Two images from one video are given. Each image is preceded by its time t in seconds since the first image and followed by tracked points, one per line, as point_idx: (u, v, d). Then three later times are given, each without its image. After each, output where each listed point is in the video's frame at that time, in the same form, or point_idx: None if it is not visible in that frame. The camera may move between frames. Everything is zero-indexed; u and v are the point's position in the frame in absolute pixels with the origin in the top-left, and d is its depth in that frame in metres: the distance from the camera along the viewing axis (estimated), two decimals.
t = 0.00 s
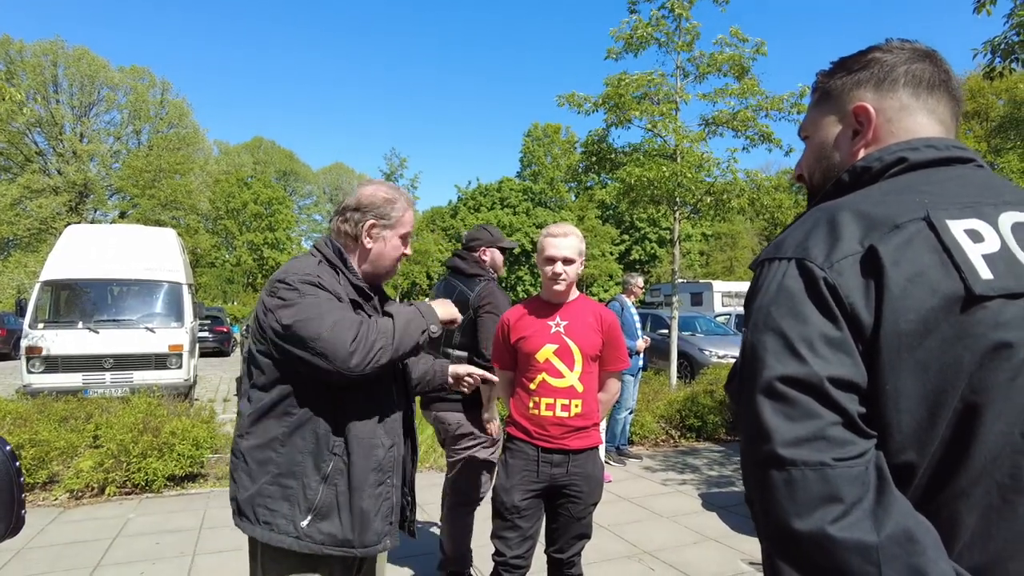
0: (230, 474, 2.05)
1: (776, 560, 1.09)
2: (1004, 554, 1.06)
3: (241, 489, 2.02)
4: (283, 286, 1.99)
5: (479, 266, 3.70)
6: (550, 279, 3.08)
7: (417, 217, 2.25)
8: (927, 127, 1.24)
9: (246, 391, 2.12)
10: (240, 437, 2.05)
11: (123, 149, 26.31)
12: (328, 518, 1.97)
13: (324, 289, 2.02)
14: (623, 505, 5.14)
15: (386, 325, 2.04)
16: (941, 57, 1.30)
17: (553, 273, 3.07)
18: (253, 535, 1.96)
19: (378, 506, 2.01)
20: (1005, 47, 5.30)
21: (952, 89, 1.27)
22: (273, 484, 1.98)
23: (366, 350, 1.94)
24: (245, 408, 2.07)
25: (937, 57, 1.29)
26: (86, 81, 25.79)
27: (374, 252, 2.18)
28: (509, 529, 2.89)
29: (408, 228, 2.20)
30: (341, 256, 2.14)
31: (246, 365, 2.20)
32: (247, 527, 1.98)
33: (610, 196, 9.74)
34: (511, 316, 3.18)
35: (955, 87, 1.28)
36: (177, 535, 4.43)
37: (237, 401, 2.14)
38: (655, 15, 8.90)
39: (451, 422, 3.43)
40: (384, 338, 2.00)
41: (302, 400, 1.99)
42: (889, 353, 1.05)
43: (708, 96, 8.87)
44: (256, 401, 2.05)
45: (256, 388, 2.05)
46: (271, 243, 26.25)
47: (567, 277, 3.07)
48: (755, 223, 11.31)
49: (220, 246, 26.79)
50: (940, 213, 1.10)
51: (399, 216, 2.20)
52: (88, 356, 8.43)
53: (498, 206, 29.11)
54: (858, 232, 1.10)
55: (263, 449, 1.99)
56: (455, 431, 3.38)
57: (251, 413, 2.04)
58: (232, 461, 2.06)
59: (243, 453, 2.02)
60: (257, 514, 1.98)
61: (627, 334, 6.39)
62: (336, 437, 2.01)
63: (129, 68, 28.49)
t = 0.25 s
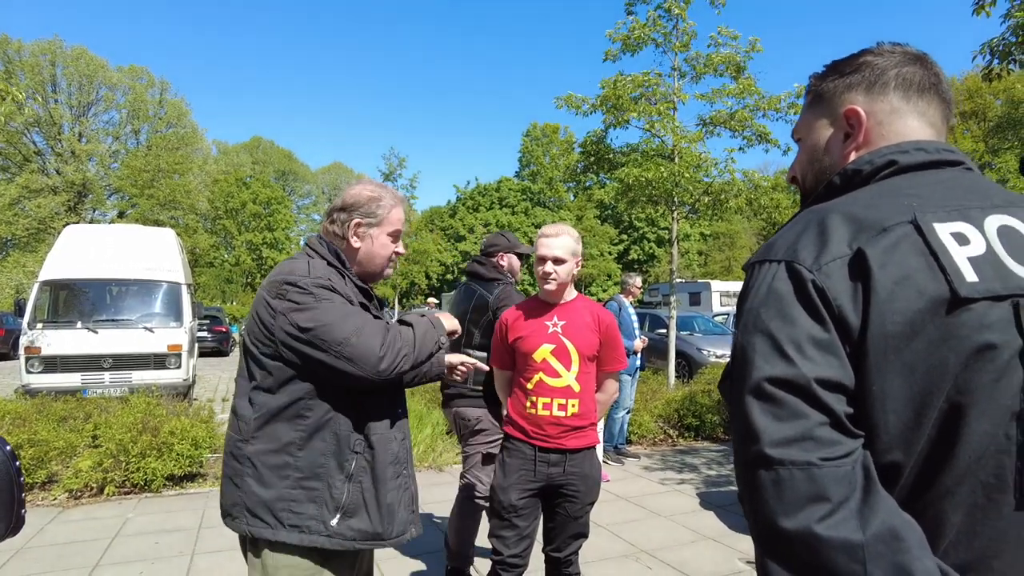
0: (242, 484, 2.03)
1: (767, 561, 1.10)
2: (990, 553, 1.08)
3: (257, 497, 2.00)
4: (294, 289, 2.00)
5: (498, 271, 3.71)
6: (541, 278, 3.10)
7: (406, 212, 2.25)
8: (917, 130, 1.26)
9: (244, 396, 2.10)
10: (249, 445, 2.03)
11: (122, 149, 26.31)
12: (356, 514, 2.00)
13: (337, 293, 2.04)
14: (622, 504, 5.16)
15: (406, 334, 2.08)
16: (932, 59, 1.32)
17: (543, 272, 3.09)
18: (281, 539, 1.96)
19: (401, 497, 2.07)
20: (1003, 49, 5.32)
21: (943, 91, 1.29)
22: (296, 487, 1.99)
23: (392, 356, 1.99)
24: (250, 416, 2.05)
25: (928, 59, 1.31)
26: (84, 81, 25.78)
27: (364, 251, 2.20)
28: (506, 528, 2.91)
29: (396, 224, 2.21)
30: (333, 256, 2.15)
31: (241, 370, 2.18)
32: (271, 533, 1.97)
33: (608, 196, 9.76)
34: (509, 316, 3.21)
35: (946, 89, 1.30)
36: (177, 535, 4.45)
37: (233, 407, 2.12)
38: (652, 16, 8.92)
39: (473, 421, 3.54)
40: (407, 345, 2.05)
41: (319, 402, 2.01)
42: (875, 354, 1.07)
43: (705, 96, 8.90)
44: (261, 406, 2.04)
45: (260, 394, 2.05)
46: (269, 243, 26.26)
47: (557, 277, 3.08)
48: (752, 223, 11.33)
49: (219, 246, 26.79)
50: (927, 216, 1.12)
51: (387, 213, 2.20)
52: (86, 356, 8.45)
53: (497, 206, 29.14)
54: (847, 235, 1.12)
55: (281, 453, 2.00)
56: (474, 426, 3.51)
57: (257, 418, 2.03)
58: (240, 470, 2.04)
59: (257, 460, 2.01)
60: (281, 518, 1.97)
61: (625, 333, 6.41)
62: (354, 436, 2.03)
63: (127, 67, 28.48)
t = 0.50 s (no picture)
0: (235, 476, 2.03)
1: (760, 559, 1.11)
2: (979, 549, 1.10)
3: (250, 486, 2.01)
4: (272, 279, 2.02)
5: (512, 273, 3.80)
6: (539, 278, 3.11)
7: (379, 204, 2.19)
8: (909, 130, 1.27)
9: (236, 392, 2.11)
10: (243, 436, 2.04)
11: (120, 149, 26.28)
12: (344, 498, 2.04)
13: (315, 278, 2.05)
14: (620, 504, 5.17)
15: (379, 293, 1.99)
16: (924, 60, 1.33)
17: (542, 272, 3.10)
18: (270, 524, 1.97)
19: (390, 483, 2.10)
20: (999, 48, 5.34)
21: (935, 91, 1.30)
22: (287, 475, 2.01)
23: (367, 322, 1.93)
24: (243, 409, 2.06)
25: (920, 59, 1.32)
26: (82, 81, 25.75)
27: (337, 247, 2.18)
28: (504, 527, 2.92)
29: (365, 215, 2.15)
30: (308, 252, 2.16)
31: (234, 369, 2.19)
32: (264, 522, 1.98)
33: (606, 196, 9.78)
34: (507, 316, 3.22)
35: (938, 90, 1.31)
36: (175, 535, 4.46)
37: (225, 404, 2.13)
38: (650, 16, 8.94)
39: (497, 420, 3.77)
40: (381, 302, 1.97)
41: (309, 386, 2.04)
42: (866, 353, 1.08)
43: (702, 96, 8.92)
44: (254, 398, 2.05)
45: (251, 386, 2.06)
46: (268, 243, 26.25)
47: (555, 276, 3.09)
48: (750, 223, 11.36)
49: (217, 246, 26.78)
50: (917, 216, 1.13)
51: (355, 206, 2.15)
52: (85, 356, 8.45)
53: (495, 206, 29.15)
54: (838, 235, 1.13)
55: (274, 440, 2.02)
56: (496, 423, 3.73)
57: (250, 410, 2.04)
58: (233, 459, 2.04)
59: (250, 450, 2.02)
60: (273, 506, 1.99)
61: (622, 333, 6.43)
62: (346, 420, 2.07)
63: (126, 67, 28.46)
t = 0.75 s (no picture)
0: (220, 478, 2.05)
1: (757, 559, 1.12)
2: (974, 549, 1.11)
3: (233, 490, 2.02)
4: (256, 281, 2.02)
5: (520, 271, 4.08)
6: (538, 278, 3.11)
7: (372, 203, 2.22)
8: (905, 131, 1.28)
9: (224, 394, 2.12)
10: (228, 438, 2.05)
11: (118, 148, 26.26)
12: (329, 506, 2.02)
13: (300, 280, 2.05)
14: (618, 503, 5.19)
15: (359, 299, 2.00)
16: (922, 60, 1.34)
17: (541, 272, 3.10)
18: (254, 531, 1.98)
19: (376, 490, 2.08)
20: (998, 49, 5.35)
21: (932, 92, 1.31)
22: (270, 480, 2.01)
23: (348, 326, 1.95)
24: (230, 411, 2.07)
25: (917, 60, 1.33)
26: (81, 80, 25.72)
27: (332, 246, 2.19)
28: (503, 527, 2.93)
29: (359, 214, 2.18)
30: (303, 252, 2.16)
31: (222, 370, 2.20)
32: (247, 526, 1.99)
33: (606, 196, 9.79)
34: (505, 315, 3.23)
35: (935, 91, 1.32)
36: (173, 534, 4.46)
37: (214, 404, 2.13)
38: (649, 16, 8.94)
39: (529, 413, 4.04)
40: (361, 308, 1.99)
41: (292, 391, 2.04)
42: (862, 354, 1.09)
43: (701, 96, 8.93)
44: (238, 401, 2.06)
45: (236, 388, 2.07)
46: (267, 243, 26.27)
47: (553, 276, 3.10)
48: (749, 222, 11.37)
49: (216, 246, 26.78)
50: (913, 217, 1.14)
51: (350, 205, 2.17)
52: (83, 355, 8.45)
53: (494, 206, 29.16)
54: (835, 237, 1.14)
55: (256, 446, 2.03)
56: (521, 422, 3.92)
57: (235, 412, 2.05)
58: (221, 464, 2.05)
59: (234, 453, 2.03)
60: (256, 511, 1.99)
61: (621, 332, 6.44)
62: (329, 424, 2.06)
63: (124, 66, 28.42)
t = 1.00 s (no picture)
0: (216, 478, 2.05)
1: (755, 559, 1.12)
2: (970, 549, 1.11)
3: (229, 489, 2.02)
4: (258, 284, 2.03)
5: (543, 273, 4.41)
6: (537, 278, 3.12)
7: (352, 195, 2.24)
8: (904, 131, 1.28)
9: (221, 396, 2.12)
10: (224, 439, 2.05)
11: (117, 148, 26.23)
12: (325, 506, 2.02)
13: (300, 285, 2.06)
14: (617, 502, 5.19)
15: (364, 313, 2.06)
16: (921, 60, 1.34)
17: (539, 272, 3.10)
18: (250, 532, 1.98)
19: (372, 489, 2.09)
20: (996, 50, 5.36)
21: (931, 91, 1.31)
22: (264, 480, 2.00)
23: (350, 336, 1.99)
24: (225, 412, 2.07)
25: (916, 60, 1.33)
26: (79, 79, 25.68)
27: (316, 237, 2.21)
28: (502, 527, 2.92)
29: (336, 200, 2.20)
30: (292, 249, 2.18)
31: (219, 371, 2.19)
32: (242, 526, 1.98)
33: (605, 195, 9.80)
34: (503, 316, 3.23)
35: (934, 90, 1.32)
36: (172, 534, 4.46)
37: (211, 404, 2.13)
38: (650, 15, 8.94)
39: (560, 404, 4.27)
40: (365, 323, 2.04)
41: (287, 394, 2.03)
42: (861, 354, 1.09)
43: (701, 96, 8.93)
44: (234, 402, 2.06)
45: (233, 386, 2.08)
46: (266, 242, 26.26)
47: (551, 275, 3.10)
48: (748, 222, 11.38)
49: (215, 245, 26.75)
50: (912, 218, 1.14)
51: (329, 196, 2.20)
52: (82, 355, 8.44)
53: (494, 206, 29.15)
54: (834, 237, 1.14)
55: (251, 447, 2.02)
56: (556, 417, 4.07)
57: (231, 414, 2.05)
58: (216, 464, 2.06)
59: (230, 454, 2.03)
60: (250, 511, 1.99)
61: (620, 332, 6.44)
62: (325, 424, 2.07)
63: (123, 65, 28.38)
